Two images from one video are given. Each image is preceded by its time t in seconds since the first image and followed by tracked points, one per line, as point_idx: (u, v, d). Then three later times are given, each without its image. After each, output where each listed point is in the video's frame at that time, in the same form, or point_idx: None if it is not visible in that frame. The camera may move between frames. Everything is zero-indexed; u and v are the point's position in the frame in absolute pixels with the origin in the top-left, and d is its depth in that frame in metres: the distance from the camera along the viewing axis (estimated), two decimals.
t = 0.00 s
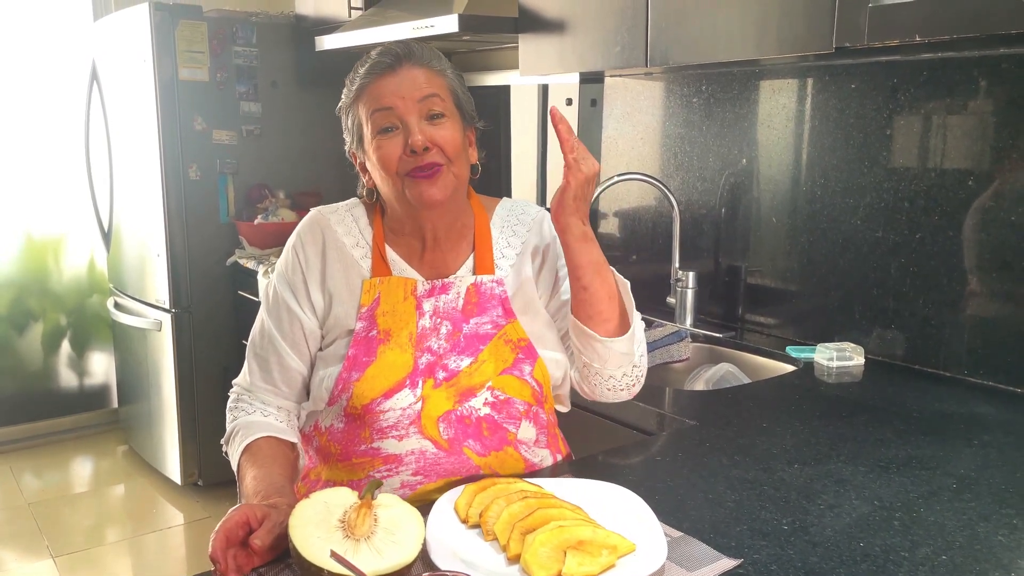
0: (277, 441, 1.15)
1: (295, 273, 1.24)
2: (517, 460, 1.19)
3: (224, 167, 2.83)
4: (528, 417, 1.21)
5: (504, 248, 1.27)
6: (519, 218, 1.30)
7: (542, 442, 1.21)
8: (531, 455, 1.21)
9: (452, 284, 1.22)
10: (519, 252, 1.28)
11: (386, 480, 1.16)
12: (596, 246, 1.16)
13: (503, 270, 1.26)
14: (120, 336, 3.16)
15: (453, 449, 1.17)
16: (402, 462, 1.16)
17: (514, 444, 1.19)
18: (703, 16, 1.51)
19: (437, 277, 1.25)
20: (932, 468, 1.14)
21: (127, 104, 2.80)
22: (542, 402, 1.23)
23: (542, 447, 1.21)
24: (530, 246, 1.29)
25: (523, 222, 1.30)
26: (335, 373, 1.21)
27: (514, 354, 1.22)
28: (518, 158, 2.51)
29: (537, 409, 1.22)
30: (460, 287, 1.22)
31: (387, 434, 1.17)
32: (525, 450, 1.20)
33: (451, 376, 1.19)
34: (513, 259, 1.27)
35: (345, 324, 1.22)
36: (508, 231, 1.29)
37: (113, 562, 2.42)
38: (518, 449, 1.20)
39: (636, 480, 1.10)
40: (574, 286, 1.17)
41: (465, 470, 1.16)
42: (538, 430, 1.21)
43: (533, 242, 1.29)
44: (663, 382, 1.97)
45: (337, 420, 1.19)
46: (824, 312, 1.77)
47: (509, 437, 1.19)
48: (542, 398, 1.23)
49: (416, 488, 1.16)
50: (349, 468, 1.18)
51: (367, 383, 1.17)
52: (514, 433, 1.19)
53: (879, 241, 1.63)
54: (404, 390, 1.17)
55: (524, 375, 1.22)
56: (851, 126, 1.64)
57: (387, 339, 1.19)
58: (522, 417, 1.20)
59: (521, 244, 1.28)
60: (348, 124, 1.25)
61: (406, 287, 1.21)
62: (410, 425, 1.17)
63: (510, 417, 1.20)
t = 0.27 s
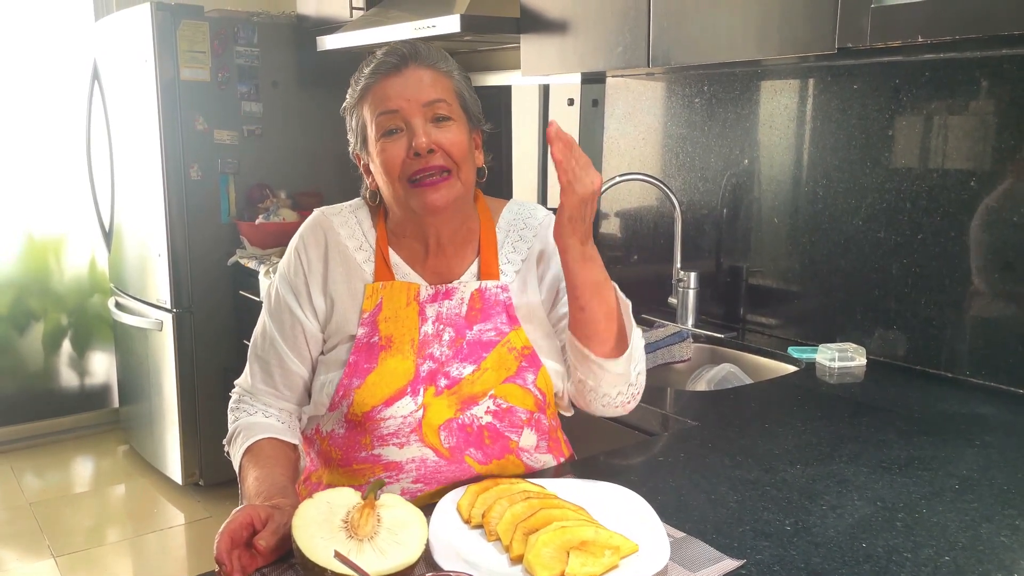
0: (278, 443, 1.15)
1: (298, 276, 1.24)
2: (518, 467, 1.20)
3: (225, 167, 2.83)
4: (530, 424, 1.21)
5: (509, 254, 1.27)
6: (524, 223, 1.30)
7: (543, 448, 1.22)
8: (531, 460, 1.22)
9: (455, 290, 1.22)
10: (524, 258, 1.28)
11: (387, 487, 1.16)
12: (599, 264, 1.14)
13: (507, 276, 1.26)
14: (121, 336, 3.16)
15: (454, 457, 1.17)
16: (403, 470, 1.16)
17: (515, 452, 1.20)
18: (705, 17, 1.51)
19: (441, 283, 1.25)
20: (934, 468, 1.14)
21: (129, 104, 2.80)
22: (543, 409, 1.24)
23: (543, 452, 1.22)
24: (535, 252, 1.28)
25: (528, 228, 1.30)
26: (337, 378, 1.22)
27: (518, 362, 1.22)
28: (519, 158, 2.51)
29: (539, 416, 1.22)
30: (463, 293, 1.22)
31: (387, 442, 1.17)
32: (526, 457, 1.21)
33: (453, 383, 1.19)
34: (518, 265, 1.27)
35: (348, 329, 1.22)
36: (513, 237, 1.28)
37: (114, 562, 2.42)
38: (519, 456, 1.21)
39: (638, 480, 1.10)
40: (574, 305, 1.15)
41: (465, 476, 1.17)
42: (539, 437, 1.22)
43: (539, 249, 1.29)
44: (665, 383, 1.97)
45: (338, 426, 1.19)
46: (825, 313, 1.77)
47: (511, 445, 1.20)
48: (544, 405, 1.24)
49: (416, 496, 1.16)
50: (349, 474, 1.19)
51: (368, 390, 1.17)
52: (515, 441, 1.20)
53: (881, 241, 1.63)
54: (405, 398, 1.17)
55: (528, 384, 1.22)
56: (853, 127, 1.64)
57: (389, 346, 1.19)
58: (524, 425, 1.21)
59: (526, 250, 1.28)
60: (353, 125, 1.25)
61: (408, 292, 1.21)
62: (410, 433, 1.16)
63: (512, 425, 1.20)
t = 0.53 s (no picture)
0: (279, 446, 1.15)
1: (297, 279, 1.23)
2: (520, 472, 1.21)
3: (227, 166, 2.82)
4: (531, 430, 1.23)
5: (513, 261, 1.27)
6: (529, 230, 1.30)
7: (546, 451, 1.23)
8: (533, 465, 1.22)
9: (457, 295, 1.22)
10: (527, 266, 1.27)
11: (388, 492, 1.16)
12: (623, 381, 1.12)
13: (510, 281, 1.26)
14: (123, 336, 3.16)
15: (455, 462, 1.17)
16: (404, 475, 1.16)
17: (518, 457, 1.21)
18: (708, 16, 1.51)
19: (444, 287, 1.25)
20: (938, 469, 1.14)
21: (130, 103, 2.79)
22: (546, 413, 1.25)
23: (547, 456, 1.23)
24: (539, 261, 1.28)
25: (534, 236, 1.29)
26: (338, 383, 1.21)
27: (520, 368, 1.22)
28: (521, 158, 2.51)
29: (541, 421, 1.24)
30: (466, 297, 1.22)
31: (388, 447, 1.17)
32: (528, 462, 1.21)
33: (454, 388, 1.19)
34: (521, 273, 1.27)
35: (348, 333, 1.22)
36: (518, 244, 1.28)
37: (115, 562, 2.41)
38: (522, 460, 1.22)
39: (641, 481, 1.10)
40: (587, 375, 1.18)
41: (466, 482, 1.16)
42: (541, 441, 1.23)
43: (543, 257, 1.28)
44: (667, 383, 1.97)
45: (339, 430, 1.19)
46: (828, 313, 1.76)
47: (513, 450, 1.21)
48: (546, 409, 1.24)
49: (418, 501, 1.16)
50: (351, 477, 1.19)
51: (368, 396, 1.17)
52: (518, 446, 1.21)
53: (884, 242, 1.63)
54: (406, 403, 1.17)
55: (530, 390, 1.22)
56: (856, 127, 1.64)
57: (390, 351, 1.19)
58: (526, 430, 1.22)
59: (530, 259, 1.28)
60: (349, 131, 1.25)
61: (410, 297, 1.21)
62: (411, 438, 1.16)
63: (514, 431, 1.22)
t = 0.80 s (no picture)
0: (283, 444, 1.15)
1: (302, 277, 1.23)
2: (524, 470, 1.20)
3: (229, 164, 2.82)
4: (536, 428, 1.21)
5: (518, 258, 1.26)
6: (535, 228, 1.29)
7: (550, 450, 1.22)
8: (538, 463, 1.22)
9: (461, 293, 1.21)
10: (533, 264, 1.27)
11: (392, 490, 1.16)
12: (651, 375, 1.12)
13: (515, 279, 1.25)
14: (126, 333, 3.16)
15: (460, 461, 1.17)
16: (408, 473, 1.16)
17: (522, 456, 1.20)
18: (712, 14, 1.50)
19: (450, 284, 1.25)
20: (944, 469, 1.14)
21: (132, 101, 2.79)
22: (551, 411, 1.23)
23: (550, 454, 1.22)
24: (546, 260, 1.27)
25: (540, 234, 1.29)
26: (343, 381, 1.21)
27: (525, 365, 1.21)
28: (523, 156, 2.51)
29: (545, 419, 1.22)
30: (471, 295, 1.21)
31: (393, 445, 1.16)
32: (532, 460, 1.21)
33: (459, 386, 1.18)
34: (527, 271, 1.26)
35: (352, 331, 1.21)
36: (523, 242, 1.27)
37: (117, 559, 2.41)
38: (526, 458, 1.21)
39: (645, 480, 1.09)
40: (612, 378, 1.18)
41: (470, 480, 1.17)
42: (546, 440, 1.22)
43: (549, 254, 1.28)
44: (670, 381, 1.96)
45: (343, 428, 1.19)
46: (832, 312, 1.76)
47: (517, 449, 1.20)
48: (551, 408, 1.23)
49: (422, 499, 1.16)
50: (355, 475, 1.19)
51: (373, 394, 1.17)
52: (522, 445, 1.20)
53: (889, 240, 1.62)
54: (410, 401, 1.17)
55: (535, 388, 1.21)
56: (861, 125, 1.63)
57: (394, 348, 1.18)
58: (530, 428, 1.20)
59: (536, 257, 1.27)
60: (355, 129, 1.24)
61: (414, 294, 1.21)
62: (416, 437, 1.16)
63: (519, 429, 1.20)
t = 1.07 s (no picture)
0: (287, 439, 1.14)
1: (306, 271, 1.23)
2: (528, 465, 1.20)
3: (232, 162, 2.82)
4: (540, 422, 1.20)
5: (520, 253, 1.25)
6: (536, 223, 1.28)
7: (553, 445, 1.21)
8: (541, 459, 1.21)
9: (465, 287, 1.21)
10: (535, 259, 1.26)
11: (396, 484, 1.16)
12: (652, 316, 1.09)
13: (518, 274, 1.24)
14: (128, 330, 3.16)
15: (463, 454, 1.17)
16: (412, 466, 1.15)
17: (525, 450, 1.20)
18: (716, 11, 1.49)
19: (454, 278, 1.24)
20: (950, 468, 1.13)
21: (135, 98, 2.79)
22: (554, 406, 1.23)
23: (554, 450, 1.22)
24: (548, 254, 1.26)
25: (541, 228, 1.27)
26: (347, 374, 1.21)
27: (528, 359, 1.21)
28: (526, 154, 2.50)
29: (549, 413, 1.22)
30: (474, 289, 1.21)
31: (396, 438, 1.16)
32: (536, 455, 1.20)
33: (463, 380, 1.18)
34: (529, 266, 1.25)
35: (356, 325, 1.21)
36: (525, 237, 1.26)
37: (119, 557, 2.41)
38: (529, 453, 1.20)
39: (650, 478, 1.09)
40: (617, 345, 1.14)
41: (474, 474, 1.17)
42: (550, 435, 1.21)
43: (551, 249, 1.26)
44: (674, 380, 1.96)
45: (347, 422, 1.19)
46: (836, 311, 1.75)
47: (521, 443, 1.19)
48: (554, 402, 1.23)
49: (425, 493, 1.16)
50: (358, 470, 1.18)
51: (377, 387, 1.17)
52: (526, 439, 1.19)
53: (894, 239, 1.62)
54: (415, 394, 1.17)
55: (539, 381, 1.21)
56: (866, 123, 1.63)
57: (399, 342, 1.18)
58: (535, 423, 1.20)
59: (538, 251, 1.26)
60: (361, 122, 1.24)
61: (418, 288, 1.20)
62: (420, 429, 1.16)
63: (523, 423, 1.19)
